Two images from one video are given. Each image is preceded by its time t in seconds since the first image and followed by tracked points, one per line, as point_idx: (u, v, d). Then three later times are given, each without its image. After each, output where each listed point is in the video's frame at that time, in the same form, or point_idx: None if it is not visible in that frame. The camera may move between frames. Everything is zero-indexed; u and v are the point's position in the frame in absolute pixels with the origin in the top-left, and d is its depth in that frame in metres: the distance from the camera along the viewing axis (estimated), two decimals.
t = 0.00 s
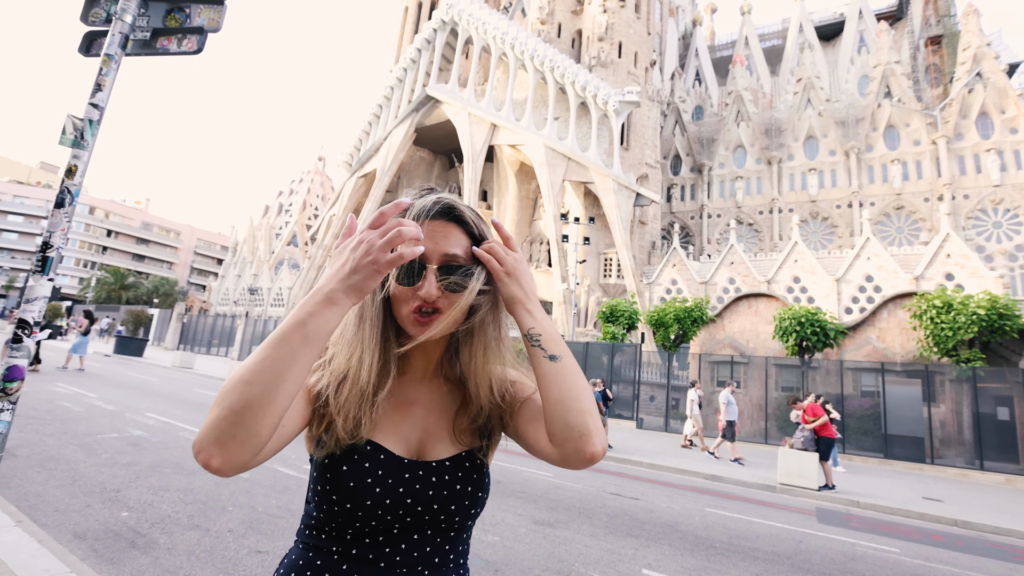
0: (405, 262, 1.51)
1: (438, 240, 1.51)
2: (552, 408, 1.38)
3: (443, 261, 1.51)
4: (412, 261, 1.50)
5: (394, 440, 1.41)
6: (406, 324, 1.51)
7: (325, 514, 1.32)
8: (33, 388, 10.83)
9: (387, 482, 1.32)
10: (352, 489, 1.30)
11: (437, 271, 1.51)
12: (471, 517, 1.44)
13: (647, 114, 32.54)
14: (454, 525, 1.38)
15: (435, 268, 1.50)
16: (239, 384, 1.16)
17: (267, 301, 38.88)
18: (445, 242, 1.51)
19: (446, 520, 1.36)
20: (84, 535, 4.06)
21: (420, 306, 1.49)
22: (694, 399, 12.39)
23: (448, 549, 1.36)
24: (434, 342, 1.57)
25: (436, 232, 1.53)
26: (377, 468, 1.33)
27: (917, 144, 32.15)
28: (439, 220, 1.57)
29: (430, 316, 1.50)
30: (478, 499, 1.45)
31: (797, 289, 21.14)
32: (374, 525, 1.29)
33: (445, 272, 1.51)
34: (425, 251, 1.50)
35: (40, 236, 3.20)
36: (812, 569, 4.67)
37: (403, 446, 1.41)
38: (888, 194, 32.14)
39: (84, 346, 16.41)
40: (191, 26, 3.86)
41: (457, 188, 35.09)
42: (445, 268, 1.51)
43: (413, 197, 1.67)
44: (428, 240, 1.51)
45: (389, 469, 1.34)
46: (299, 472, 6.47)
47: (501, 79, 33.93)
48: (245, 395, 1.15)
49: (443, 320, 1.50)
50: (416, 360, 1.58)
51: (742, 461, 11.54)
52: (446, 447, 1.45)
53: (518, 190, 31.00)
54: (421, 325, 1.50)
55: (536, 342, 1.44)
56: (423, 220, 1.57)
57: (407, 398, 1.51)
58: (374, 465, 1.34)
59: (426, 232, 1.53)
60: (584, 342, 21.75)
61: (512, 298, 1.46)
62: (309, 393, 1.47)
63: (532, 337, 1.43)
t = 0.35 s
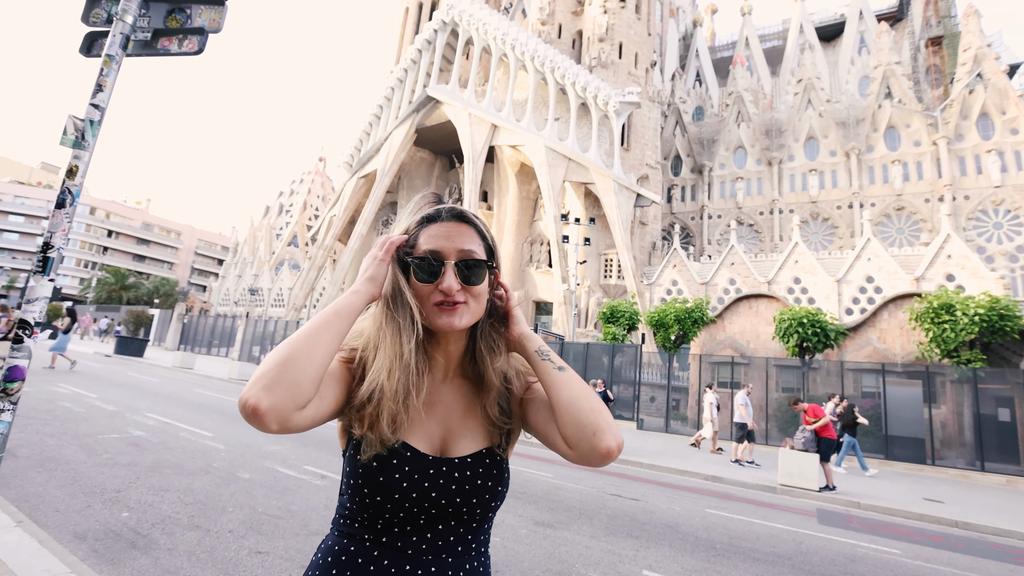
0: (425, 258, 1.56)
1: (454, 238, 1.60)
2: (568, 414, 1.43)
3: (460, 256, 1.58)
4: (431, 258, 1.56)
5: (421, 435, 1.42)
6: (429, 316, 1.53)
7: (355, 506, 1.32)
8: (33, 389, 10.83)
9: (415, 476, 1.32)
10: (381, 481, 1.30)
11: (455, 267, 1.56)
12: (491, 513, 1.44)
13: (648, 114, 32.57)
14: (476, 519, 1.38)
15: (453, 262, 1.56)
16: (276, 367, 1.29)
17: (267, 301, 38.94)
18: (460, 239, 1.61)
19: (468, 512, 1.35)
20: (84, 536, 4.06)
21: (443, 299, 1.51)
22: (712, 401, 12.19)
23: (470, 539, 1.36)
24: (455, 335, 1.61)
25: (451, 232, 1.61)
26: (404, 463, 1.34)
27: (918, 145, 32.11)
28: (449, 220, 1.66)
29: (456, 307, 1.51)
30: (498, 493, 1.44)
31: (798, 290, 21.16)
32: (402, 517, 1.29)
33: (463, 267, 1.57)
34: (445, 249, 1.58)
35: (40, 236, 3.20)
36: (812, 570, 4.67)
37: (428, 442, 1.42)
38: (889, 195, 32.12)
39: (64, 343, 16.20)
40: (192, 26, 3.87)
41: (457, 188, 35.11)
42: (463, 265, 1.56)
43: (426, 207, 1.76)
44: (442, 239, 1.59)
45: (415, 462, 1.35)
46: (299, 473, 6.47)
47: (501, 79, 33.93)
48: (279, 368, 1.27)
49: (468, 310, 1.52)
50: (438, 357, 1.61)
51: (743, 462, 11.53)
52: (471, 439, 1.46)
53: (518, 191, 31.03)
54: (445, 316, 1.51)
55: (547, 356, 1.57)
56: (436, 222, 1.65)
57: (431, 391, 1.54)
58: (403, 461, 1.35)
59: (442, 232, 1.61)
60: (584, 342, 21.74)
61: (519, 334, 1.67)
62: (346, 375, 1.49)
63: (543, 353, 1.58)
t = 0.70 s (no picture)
0: (429, 248, 1.58)
1: (458, 231, 1.62)
2: (565, 477, 1.40)
3: (463, 245, 1.59)
4: (436, 248, 1.57)
5: (433, 436, 1.43)
6: (430, 304, 1.51)
7: (375, 506, 1.33)
8: (37, 386, 10.87)
9: (427, 475, 1.32)
10: (393, 476, 1.32)
11: (459, 256, 1.57)
12: (502, 508, 1.42)
13: (650, 113, 32.51)
14: (487, 513, 1.36)
15: (455, 251, 1.57)
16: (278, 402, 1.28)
17: (270, 299, 39.05)
18: (464, 234, 1.62)
19: (479, 506, 1.34)
20: (88, 533, 4.08)
21: (447, 285, 1.51)
22: (729, 402, 12.22)
23: (481, 531, 1.35)
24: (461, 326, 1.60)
25: (456, 228, 1.63)
26: (413, 462, 1.35)
27: (922, 143, 31.92)
28: (455, 218, 1.68)
29: (459, 296, 1.51)
30: (509, 487, 1.43)
31: (800, 289, 21.12)
32: (416, 509, 1.29)
33: (467, 256, 1.57)
34: (448, 239, 1.59)
35: (44, 234, 3.20)
36: (814, 570, 4.66)
37: (438, 442, 1.43)
38: (892, 194, 31.99)
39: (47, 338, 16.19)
40: (195, 24, 3.87)
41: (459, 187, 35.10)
42: (466, 254, 1.58)
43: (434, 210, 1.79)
44: (449, 234, 1.61)
45: (427, 462, 1.35)
46: (301, 471, 6.48)
47: (503, 77, 33.86)
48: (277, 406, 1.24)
49: (470, 300, 1.51)
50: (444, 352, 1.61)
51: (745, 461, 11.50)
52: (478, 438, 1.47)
53: (520, 189, 31.00)
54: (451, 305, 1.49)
55: (538, 413, 1.40)
56: (443, 220, 1.68)
57: (436, 395, 1.55)
58: (414, 461, 1.35)
59: (447, 226, 1.63)
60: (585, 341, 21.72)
61: (505, 381, 1.41)
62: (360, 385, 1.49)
63: (533, 409, 1.39)
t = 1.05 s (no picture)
0: (432, 265, 1.57)
1: (459, 247, 1.60)
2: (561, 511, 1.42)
3: (465, 264, 1.58)
4: (437, 266, 1.57)
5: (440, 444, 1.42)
6: (430, 322, 1.52)
7: (386, 507, 1.32)
8: (41, 386, 10.91)
9: (438, 477, 1.32)
10: (404, 481, 1.30)
11: (460, 275, 1.56)
12: (508, 505, 1.42)
13: (652, 113, 32.51)
14: (494, 512, 1.37)
15: (456, 271, 1.56)
16: (289, 469, 1.27)
17: (273, 300, 39.21)
18: (465, 248, 1.60)
19: (487, 507, 1.35)
20: (92, 532, 4.09)
21: (445, 304, 1.52)
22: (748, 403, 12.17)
23: (490, 527, 1.36)
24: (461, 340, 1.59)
25: (457, 244, 1.61)
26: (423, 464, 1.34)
27: (926, 143, 31.75)
28: (457, 232, 1.66)
29: (458, 313, 1.51)
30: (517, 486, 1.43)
31: (803, 289, 21.07)
32: (429, 512, 1.29)
33: (468, 275, 1.56)
34: (449, 257, 1.58)
35: (49, 234, 3.21)
36: (818, 571, 4.64)
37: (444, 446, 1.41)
38: (896, 195, 31.89)
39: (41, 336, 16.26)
40: (199, 25, 3.86)
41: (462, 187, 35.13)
42: (466, 274, 1.57)
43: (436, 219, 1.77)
44: (448, 248, 1.60)
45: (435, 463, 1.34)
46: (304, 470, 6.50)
47: (505, 78, 33.88)
48: (291, 485, 1.23)
49: (471, 316, 1.52)
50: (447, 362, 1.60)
51: (748, 462, 11.47)
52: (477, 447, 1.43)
53: (523, 190, 31.01)
54: (449, 322, 1.50)
55: (534, 478, 1.34)
56: (444, 234, 1.65)
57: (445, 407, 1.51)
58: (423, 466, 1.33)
59: (447, 242, 1.62)
60: (588, 341, 21.70)
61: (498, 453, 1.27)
62: (362, 408, 1.45)
63: (529, 474, 1.32)
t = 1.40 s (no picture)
0: (442, 259, 1.57)
1: (468, 241, 1.62)
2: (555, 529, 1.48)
3: (474, 257, 1.59)
4: (446, 259, 1.57)
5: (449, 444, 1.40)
6: (439, 313, 1.51)
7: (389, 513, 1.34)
8: (42, 387, 10.90)
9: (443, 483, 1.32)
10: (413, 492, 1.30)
11: (469, 267, 1.57)
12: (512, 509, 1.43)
13: (653, 115, 32.53)
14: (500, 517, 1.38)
15: (466, 263, 1.57)
16: (298, 510, 1.26)
17: (273, 300, 39.26)
18: (473, 243, 1.62)
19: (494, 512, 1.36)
20: (92, 532, 4.09)
21: (454, 297, 1.51)
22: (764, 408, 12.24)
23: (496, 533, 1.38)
24: (468, 332, 1.59)
25: (465, 238, 1.63)
26: (431, 467, 1.33)
27: (927, 144, 31.75)
28: (465, 228, 1.68)
29: (467, 305, 1.51)
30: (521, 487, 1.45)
31: (804, 290, 21.06)
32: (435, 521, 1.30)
33: (477, 268, 1.58)
34: (459, 250, 1.59)
35: (50, 235, 3.20)
36: (819, 573, 4.64)
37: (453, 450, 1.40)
38: (897, 195, 31.87)
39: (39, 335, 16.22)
40: (200, 26, 3.86)
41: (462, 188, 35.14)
42: (476, 266, 1.58)
43: (441, 215, 1.79)
44: (457, 242, 1.61)
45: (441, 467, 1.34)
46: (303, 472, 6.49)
47: (506, 79, 33.89)
48: (302, 529, 1.22)
49: (479, 307, 1.52)
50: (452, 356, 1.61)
51: (749, 463, 11.45)
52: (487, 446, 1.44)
53: (523, 190, 31.03)
54: (458, 313, 1.49)
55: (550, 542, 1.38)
56: (453, 229, 1.67)
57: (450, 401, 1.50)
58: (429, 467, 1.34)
59: (455, 236, 1.63)
60: (589, 342, 21.70)
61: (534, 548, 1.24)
62: (367, 409, 1.42)
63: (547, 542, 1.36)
